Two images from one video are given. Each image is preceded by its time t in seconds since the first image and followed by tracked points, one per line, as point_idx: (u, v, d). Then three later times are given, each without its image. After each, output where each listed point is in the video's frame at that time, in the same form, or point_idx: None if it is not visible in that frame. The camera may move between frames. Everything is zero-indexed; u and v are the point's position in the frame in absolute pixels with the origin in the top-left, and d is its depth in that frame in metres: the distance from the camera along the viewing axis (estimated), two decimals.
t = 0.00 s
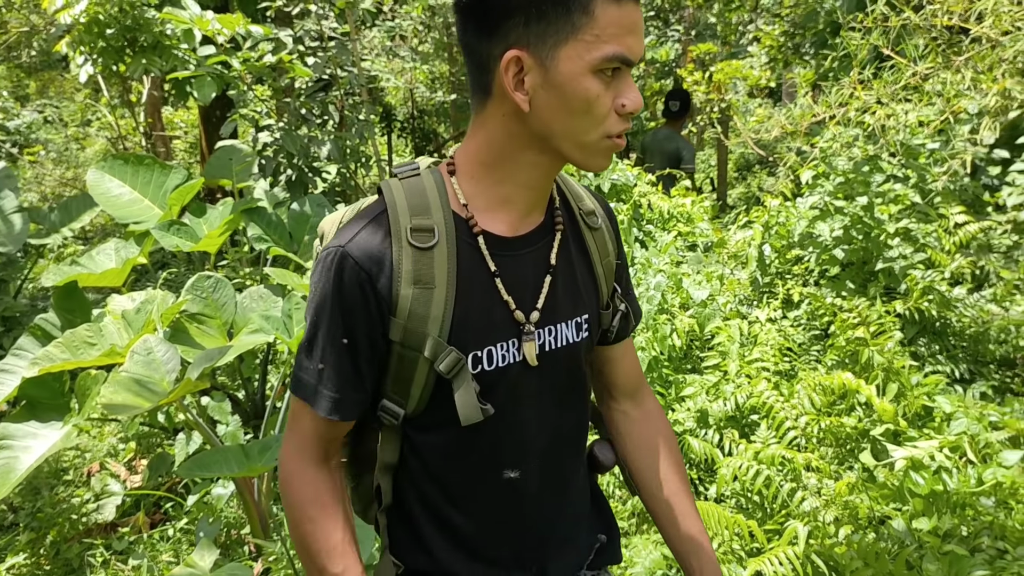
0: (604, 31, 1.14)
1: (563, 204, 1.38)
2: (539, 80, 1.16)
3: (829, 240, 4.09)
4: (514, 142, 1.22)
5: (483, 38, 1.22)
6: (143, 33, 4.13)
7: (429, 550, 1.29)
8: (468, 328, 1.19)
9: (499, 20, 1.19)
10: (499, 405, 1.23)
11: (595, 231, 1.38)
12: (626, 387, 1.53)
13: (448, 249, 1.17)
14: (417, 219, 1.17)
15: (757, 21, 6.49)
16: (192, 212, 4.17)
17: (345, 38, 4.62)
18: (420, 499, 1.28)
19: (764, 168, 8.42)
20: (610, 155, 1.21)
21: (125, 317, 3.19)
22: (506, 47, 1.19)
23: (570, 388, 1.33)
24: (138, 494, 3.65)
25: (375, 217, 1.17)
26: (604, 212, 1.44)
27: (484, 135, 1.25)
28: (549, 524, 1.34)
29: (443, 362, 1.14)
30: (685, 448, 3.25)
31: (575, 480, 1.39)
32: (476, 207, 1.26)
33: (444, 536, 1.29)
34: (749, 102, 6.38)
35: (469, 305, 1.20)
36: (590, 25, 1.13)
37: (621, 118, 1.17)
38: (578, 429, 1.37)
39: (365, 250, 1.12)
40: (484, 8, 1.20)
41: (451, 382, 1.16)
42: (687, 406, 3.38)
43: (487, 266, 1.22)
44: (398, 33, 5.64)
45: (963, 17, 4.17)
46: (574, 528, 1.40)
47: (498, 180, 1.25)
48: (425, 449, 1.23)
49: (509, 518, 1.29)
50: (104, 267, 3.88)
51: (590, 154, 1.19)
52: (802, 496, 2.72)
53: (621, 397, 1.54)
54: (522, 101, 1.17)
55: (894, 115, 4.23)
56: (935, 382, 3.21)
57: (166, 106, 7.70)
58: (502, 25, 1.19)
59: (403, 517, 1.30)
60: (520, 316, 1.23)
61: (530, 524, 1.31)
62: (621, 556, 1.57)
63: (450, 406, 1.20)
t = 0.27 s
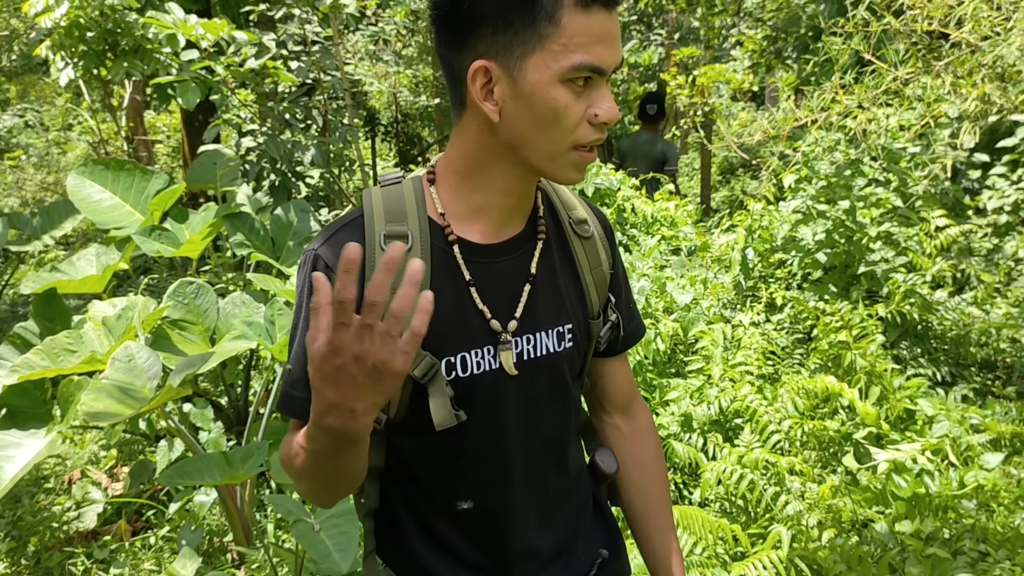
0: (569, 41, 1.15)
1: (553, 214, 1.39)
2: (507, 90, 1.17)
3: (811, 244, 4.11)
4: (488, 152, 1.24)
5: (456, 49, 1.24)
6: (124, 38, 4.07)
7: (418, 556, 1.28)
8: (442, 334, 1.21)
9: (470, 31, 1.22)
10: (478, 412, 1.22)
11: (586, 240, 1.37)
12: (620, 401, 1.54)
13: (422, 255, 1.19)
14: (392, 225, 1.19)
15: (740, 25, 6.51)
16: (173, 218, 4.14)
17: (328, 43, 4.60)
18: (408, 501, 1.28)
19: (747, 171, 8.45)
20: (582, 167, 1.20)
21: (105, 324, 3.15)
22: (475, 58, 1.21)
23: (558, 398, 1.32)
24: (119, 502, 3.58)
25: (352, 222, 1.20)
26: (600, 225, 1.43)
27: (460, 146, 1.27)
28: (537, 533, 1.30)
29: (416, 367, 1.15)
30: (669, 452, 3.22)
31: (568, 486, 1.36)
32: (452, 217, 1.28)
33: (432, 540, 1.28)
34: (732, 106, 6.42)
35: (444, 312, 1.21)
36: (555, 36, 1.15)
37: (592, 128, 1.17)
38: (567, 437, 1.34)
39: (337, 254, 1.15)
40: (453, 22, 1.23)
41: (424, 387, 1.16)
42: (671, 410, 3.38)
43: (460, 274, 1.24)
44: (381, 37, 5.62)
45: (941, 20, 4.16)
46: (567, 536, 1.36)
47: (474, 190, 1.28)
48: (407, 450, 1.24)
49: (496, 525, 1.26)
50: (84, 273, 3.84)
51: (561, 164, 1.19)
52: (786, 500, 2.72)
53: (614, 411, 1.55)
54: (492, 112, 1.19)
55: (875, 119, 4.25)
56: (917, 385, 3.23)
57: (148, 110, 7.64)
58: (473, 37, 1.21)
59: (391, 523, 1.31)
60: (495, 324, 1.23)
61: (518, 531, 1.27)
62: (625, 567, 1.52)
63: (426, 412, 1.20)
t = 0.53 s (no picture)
0: (516, 32, 1.11)
1: (546, 219, 1.38)
2: (464, 91, 1.16)
3: (797, 247, 4.11)
4: (462, 155, 1.23)
5: (417, 54, 1.24)
6: (109, 41, 4.05)
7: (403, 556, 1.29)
8: (429, 338, 1.19)
9: (426, 34, 1.21)
10: (463, 414, 1.22)
11: (578, 245, 1.38)
12: (596, 404, 1.54)
13: (410, 256, 1.19)
14: (380, 227, 1.19)
15: (726, 28, 6.53)
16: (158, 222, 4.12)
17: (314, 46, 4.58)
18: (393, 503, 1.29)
19: (734, 174, 8.48)
20: (556, 159, 1.17)
21: (90, 329, 3.13)
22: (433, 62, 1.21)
23: (547, 403, 1.31)
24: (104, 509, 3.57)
25: (341, 223, 1.19)
26: (591, 230, 1.43)
27: (441, 149, 1.27)
28: (523, 538, 1.30)
29: (401, 370, 1.14)
30: (656, 454, 3.23)
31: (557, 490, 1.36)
32: (441, 220, 1.27)
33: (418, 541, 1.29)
34: (719, 109, 6.44)
35: (433, 315, 1.20)
36: (501, 29, 1.11)
37: (553, 119, 1.14)
38: (556, 443, 1.32)
39: (324, 257, 1.14)
40: (413, 29, 1.23)
41: (408, 389, 1.16)
42: (658, 413, 3.38)
43: (449, 277, 1.23)
44: (368, 40, 5.61)
45: (926, 25, 4.19)
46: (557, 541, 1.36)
47: (456, 192, 1.27)
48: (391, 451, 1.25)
49: (480, 527, 1.27)
50: (69, 278, 3.81)
51: (529, 160, 1.16)
52: (773, 502, 2.72)
53: (592, 414, 1.55)
54: (454, 114, 1.19)
55: (860, 123, 4.28)
56: (902, 387, 3.24)
57: (134, 114, 7.61)
58: (429, 41, 1.21)
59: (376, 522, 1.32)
60: (482, 328, 1.22)
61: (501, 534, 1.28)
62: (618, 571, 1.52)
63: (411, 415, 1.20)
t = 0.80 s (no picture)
0: (496, 37, 1.10)
1: (539, 221, 1.39)
2: (451, 98, 1.16)
3: (788, 249, 4.12)
4: (456, 163, 1.23)
5: (409, 61, 1.24)
6: (99, 45, 4.03)
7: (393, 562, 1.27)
8: (430, 347, 1.18)
9: (417, 42, 1.21)
10: (461, 421, 1.21)
11: (570, 250, 1.39)
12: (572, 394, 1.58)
13: (413, 265, 1.18)
14: (383, 235, 1.18)
15: (717, 32, 6.54)
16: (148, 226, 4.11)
17: (305, 49, 4.58)
18: (383, 509, 1.26)
19: (725, 177, 8.50)
20: (546, 165, 1.16)
21: (79, 334, 3.10)
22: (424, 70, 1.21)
23: (538, 407, 1.32)
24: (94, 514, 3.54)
25: (342, 229, 1.17)
26: (580, 231, 1.44)
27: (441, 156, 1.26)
28: (515, 540, 1.30)
29: (402, 380, 1.14)
30: (648, 457, 3.23)
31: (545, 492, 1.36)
32: (445, 229, 1.26)
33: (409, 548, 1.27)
34: (710, 112, 6.46)
35: (433, 324, 1.19)
36: (480, 35, 1.11)
37: (538, 125, 1.12)
38: (543, 445, 1.33)
39: (328, 268, 1.12)
40: (408, 37, 1.24)
41: (408, 399, 1.15)
42: (650, 417, 3.38)
43: (454, 285, 1.22)
44: (359, 44, 5.61)
45: (915, 28, 4.20)
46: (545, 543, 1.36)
47: (456, 201, 1.25)
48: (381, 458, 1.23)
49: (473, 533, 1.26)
50: (58, 282, 3.79)
51: (517, 166, 1.15)
52: (764, 505, 2.72)
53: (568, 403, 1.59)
54: (443, 121, 1.18)
55: (850, 126, 4.28)
56: (893, 389, 3.25)
57: (124, 117, 7.58)
58: (419, 48, 1.21)
59: (361, 528, 1.30)
60: (484, 336, 1.22)
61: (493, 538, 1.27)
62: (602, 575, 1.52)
63: (410, 423, 1.20)
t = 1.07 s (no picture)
0: (491, 55, 1.12)
1: (536, 227, 1.38)
2: (445, 111, 1.17)
3: (786, 253, 4.14)
4: (449, 175, 1.24)
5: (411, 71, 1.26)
6: (97, 48, 4.02)
7: (380, 557, 1.29)
8: (413, 350, 1.19)
9: (419, 53, 1.23)
10: (443, 424, 1.22)
11: (567, 257, 1.38)
12: (595, 366, 1.63)
13: (403, 265, 1.19)
14: (376, 233, 1.18)
15: (715, 36, 6.55)
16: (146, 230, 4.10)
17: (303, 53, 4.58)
18: (371, 503, 1.28)
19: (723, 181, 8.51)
20: (535, 184, 1.16)
21: (77, 337, 3.08)
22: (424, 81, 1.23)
23: (526, 413, 1.32)
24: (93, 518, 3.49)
25: (336, 223, 1.18)
26: (580, 238, 1.43)
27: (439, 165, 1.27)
28: (500, 543, 1.31)
29: (380, 379, 1.15)
30: (646, 461, 3.24)
31: (535, 497, 1.37)
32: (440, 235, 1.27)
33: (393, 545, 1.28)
34: (708, 116, 6.47)
35: (418, 329, 1.20)
36: (476, 51, 1.12)
37: (528, 144, 1.13)
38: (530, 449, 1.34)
39: (321, 256, 1.12)
40: (412, 49, 1.26)
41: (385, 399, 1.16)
42: (648, 420, 3.38)
43: (443, 291, 1.23)
44: (358, 47, 5.61)
45: (913, 32, 4.20)
46: (533, 548, 1.36)
47: (450, 212, 1.25)
48: (367, 452, 1.25)
49: (456, 531, 1.27)
50: (56, 286, 3.79)
51: (506, 184, 1.16)
52: (762, 508, 2.72)
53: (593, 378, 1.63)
54: (437, 133, 1.20)
55: (848, 129, 4.27)
56: (891, 392, 3.25)
57: (122, 121, 7.58)
58: (420, 59, 1.23)
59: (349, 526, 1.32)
60: (469, 344, 1.22)
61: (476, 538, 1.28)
62: None
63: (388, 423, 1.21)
